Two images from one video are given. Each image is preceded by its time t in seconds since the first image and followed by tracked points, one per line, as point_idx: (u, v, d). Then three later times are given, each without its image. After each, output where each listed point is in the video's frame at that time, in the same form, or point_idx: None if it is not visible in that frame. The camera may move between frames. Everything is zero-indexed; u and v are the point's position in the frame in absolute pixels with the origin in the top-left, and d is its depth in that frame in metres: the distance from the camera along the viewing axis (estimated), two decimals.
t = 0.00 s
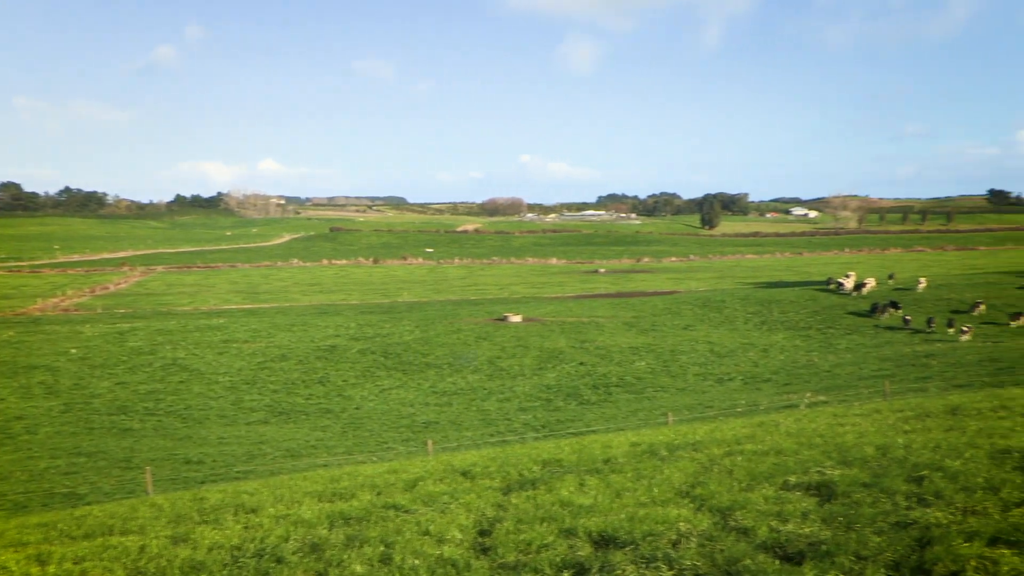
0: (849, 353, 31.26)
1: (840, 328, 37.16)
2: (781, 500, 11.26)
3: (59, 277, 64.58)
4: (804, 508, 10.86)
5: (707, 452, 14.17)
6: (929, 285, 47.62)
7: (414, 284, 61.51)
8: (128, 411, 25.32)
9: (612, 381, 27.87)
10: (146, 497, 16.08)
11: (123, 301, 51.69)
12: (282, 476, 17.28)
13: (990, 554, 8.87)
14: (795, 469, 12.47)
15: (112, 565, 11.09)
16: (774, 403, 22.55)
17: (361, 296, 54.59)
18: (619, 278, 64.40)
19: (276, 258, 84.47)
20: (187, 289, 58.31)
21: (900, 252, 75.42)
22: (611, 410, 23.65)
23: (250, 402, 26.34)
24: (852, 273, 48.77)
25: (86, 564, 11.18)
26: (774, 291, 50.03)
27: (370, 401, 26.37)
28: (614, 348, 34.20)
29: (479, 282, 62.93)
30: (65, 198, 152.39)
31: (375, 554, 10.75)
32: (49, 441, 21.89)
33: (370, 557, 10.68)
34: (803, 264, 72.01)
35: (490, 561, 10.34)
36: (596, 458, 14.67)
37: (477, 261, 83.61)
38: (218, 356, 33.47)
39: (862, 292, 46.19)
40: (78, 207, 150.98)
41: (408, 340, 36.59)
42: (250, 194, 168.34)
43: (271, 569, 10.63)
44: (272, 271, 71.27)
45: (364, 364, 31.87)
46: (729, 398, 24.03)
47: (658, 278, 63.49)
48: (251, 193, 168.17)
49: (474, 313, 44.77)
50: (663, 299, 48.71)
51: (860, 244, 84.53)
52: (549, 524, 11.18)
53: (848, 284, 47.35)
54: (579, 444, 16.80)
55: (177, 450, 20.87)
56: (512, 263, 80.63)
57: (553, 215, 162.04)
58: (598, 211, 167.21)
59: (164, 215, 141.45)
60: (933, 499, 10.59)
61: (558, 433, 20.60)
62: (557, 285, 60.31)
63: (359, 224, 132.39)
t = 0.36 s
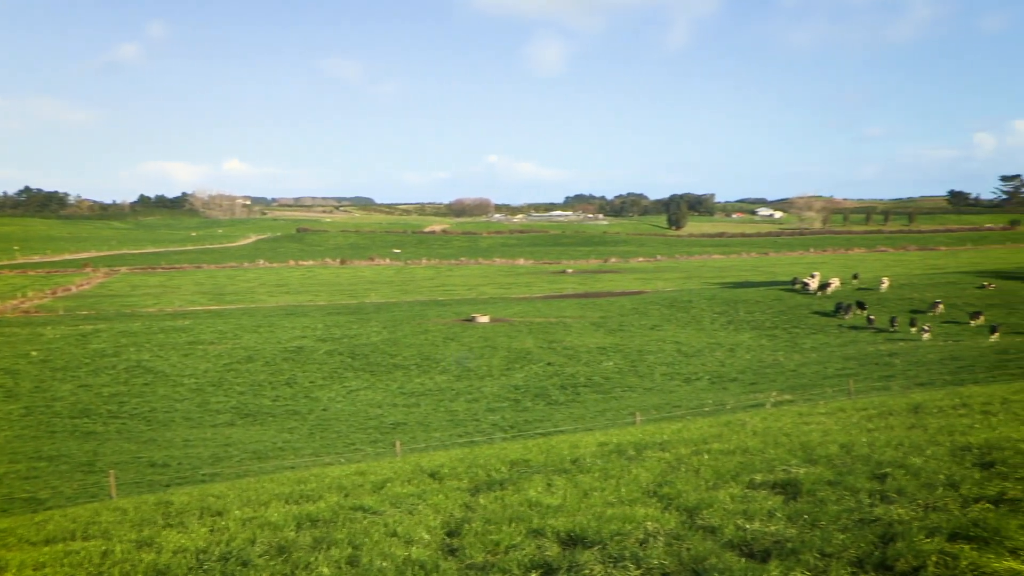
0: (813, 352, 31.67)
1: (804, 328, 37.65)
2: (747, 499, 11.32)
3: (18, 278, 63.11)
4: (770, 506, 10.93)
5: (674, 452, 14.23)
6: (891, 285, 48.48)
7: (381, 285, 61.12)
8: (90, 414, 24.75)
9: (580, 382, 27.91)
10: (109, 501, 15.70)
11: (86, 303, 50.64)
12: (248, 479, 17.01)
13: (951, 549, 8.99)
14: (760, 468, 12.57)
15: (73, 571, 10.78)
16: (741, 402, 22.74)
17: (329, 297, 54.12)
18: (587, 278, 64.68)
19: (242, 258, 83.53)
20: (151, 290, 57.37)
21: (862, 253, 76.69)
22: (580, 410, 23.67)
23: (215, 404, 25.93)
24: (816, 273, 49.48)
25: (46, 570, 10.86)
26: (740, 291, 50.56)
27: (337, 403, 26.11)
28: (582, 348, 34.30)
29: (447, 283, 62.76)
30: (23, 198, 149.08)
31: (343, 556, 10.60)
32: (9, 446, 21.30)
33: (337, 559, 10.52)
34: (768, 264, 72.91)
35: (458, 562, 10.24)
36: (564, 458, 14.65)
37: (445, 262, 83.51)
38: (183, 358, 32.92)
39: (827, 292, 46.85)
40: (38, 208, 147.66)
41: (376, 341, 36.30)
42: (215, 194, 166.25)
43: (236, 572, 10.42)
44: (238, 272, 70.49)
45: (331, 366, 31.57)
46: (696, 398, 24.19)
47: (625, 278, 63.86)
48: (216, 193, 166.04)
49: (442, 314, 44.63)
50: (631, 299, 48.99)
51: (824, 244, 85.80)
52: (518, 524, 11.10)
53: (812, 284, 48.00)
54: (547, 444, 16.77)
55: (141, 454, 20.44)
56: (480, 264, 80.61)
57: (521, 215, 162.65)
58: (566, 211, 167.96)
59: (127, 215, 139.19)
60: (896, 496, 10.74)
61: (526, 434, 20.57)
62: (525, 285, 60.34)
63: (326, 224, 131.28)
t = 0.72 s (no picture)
0: (776, 351, 32.06)
1: (767, 327, 38.10)
2: (711, 497, 11.40)
3: None
4: (734, 504, 11.02)
5: (639, 451, 14.29)
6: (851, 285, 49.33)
7: (346, 285, 60.66)
8: (48, 417, 24.17)
9: (546, 382, 27.95)
10: (67, 506, 15.32)
11: (43, 305, 49.52)
12: (210, 481, 16.73)
13: (910, 544, 9.14)
14: (724, 467, 12.67)
15: None
16: (706, 401, 22.93)
17: (292, 297, 53.66)
18: (553, 278, 64.89)
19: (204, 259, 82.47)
20: (109, 291, 56.32)
21: (823, 253, 77.95)
22: (545, 410, 23.69)
23: (178, 406, 25.50)
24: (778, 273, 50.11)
25: None
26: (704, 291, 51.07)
27: (302, 404, 25.84)
28: (548, 348, 34.36)
29: (412, 283, 62.55)
30: None
31: (307, 559, 10.46)
32: None
33: (300, 562, 10.39)
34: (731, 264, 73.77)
35: (424, 562, 10.17)
36: (529, 458, 14.64)
37: (409, 262, 83.33)
38: (144, 360, 32.33)
39: (789, 291, 47.50)
40: None
41: (340, 342, 36.02)
42: (177, 194, 163.88)
43: None
44: (199, 272, 69.54)
45: (295, 367, 31.25)
46: (661, 397, 24.35)
47: (590, 278, 64.15)
48: (178, 193, 163.62)
49: (407, 314, 44.43)
50: (596, 299, 49.21)
51: (786, 244, 87.02)
52: (483, 525, 11.04)
53: (775, 284, 48.60)
54: (512, 444, 16.75)
55: (100, 457, 19.99)
56: (446, 264, 80.53)
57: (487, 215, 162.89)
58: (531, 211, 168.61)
59: (85, 215, 136.50)
60: (856, 492, 10.89)
61: (491, 434, 20.54)
62: (491, 285, 60.28)
63: (290, 224, 130.05)
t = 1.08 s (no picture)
0: (740, 350, 32.38)
1: (731, 327, 38.48)
2: (676, 495, 11.46)
3: None
4: (699, 502, 11.09)
5: (604, 451, 14.33)
6: (812, 284, 50.04)
7: (309, 286, 60.17)
8: (4, 421, 23.60)
9: (511, 382, 27.95)
10: (23, 512, 14.96)
11: None
12: (172, 485, 16.47)
13: (869, 539, 9.28)
14: (688, 465, 12.75)
15: None
16: (671, 400, 23.09)
17: (255, 298, 53.13)
18: (518, 278, 64.99)
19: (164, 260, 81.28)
20: (66, 292, 55.23)
21: (785, 253, 79.00)
22: (511, 410, 23.69)
23: (139, 409, 25.06)
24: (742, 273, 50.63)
25: None
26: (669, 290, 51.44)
27: (266, 406, 25.56)
28: (514, 348, 34.37)
29: (377, 284, 62.29)
30: None
31: (270, 562, 10.34)
32: None
33: (263, 565, 10.27)
34: (695, 264, 74.46)
35: (388, 564, 10.09)
36: (495, 458, 14.61)
37: (374, 262, 82.98)
38: (103, 362, 31.73)
39: (753, 291, 48.00)
40: None
41: (305, 343, 35.70)
42: (138, 194, 161.35)
43: None
44: (160, 273, 68.55)
45: (259, 368, 30.89)
46: (626, 397, 24.46)
47: (555, 278, 64.32)
48: (139, 193, 161.13)
49: (371, 315, 44.19)
50: (561, 299, 49.35)
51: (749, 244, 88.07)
52: (449, 525, 10.99)
53: (738, 284, 49.07)
54: (478, 445, 16.70)
55: (58, 461, 19.56)
56: (410, 265, 80.33)
57: (453, 215, 162.79)
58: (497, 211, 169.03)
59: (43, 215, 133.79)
60: (818, 489, 11.03)
61: (457, 435, 20.48)
62: (456, 285, 60.14)
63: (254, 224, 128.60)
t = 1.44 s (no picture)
0: (710, 350, 32.62)
1: (701, 326, 38.75)
2: (645, 495, 11.50)
3: None
4: (667, 501, 11.14)
5: (573, 451, 14.36)
6: (781, 284, 50.57)
7: (277, 287, 59.87)
8: None
9: (480, 382, 27.98)
10: None
11: None
12: (137, 488, 16.27)
13: (836, 537, 9.37)
14: (657, 465, 12.80)
15: None
16: (639, 400, 23.22)
17: (223, 299, 52.78)
18: (487, 278, 65.08)
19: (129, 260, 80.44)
20: (28, 293, 54.41)
21: (754, 253, 79.81)
22: (480, 411, 23.72)
23: (104, 412, 24.74)
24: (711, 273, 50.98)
25: None
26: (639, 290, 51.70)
27: (234, 407, 25.36)
28: (483, 348, 34.40)
29: (345, 284, 62.17)
30: None
31: (238, 564, 10.25)
32: None
33: (231, 568, 10.18)
34: (664, 264, 74.98)
35: (357, 566, 10.04)
36: (464, 459, 14.60)
37: (343, 262, 82.81)
38: (67, 364, 31.27)
39: (722, 291, 48.35)
40: None
41: (273, 344, 35.49)
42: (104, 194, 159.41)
43: None
44: (125, 275, 67.83)
45: (227, 370, 30.64)
46: (596, 397, 24.56)
47: (525, 278, 64.47)
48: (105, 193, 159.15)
49: (340, 315, 44.06)
50: (531, 299, 49.44)
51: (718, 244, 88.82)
52: (418, 526, 10.95)
53: (706, 285, 49.39)
54: (447, 446, 16.68)
55: (21, 465, 19.24)
56: (379, 265, 80.25)
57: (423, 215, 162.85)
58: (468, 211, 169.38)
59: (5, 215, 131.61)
60: (785, 488, 11.11)
61: (426, 436, 20.46)
62: (426, 286, 60.05)
63: (223, 225, 127.51)
